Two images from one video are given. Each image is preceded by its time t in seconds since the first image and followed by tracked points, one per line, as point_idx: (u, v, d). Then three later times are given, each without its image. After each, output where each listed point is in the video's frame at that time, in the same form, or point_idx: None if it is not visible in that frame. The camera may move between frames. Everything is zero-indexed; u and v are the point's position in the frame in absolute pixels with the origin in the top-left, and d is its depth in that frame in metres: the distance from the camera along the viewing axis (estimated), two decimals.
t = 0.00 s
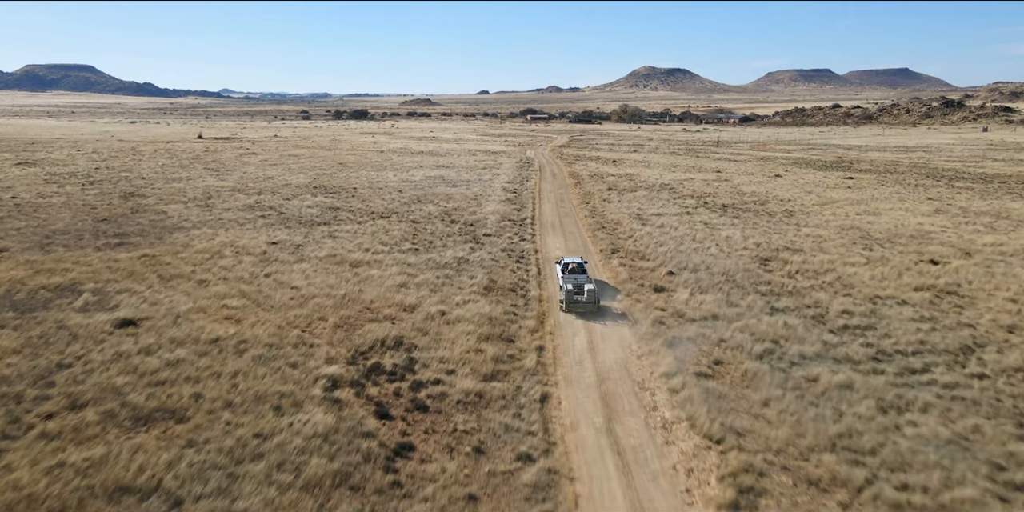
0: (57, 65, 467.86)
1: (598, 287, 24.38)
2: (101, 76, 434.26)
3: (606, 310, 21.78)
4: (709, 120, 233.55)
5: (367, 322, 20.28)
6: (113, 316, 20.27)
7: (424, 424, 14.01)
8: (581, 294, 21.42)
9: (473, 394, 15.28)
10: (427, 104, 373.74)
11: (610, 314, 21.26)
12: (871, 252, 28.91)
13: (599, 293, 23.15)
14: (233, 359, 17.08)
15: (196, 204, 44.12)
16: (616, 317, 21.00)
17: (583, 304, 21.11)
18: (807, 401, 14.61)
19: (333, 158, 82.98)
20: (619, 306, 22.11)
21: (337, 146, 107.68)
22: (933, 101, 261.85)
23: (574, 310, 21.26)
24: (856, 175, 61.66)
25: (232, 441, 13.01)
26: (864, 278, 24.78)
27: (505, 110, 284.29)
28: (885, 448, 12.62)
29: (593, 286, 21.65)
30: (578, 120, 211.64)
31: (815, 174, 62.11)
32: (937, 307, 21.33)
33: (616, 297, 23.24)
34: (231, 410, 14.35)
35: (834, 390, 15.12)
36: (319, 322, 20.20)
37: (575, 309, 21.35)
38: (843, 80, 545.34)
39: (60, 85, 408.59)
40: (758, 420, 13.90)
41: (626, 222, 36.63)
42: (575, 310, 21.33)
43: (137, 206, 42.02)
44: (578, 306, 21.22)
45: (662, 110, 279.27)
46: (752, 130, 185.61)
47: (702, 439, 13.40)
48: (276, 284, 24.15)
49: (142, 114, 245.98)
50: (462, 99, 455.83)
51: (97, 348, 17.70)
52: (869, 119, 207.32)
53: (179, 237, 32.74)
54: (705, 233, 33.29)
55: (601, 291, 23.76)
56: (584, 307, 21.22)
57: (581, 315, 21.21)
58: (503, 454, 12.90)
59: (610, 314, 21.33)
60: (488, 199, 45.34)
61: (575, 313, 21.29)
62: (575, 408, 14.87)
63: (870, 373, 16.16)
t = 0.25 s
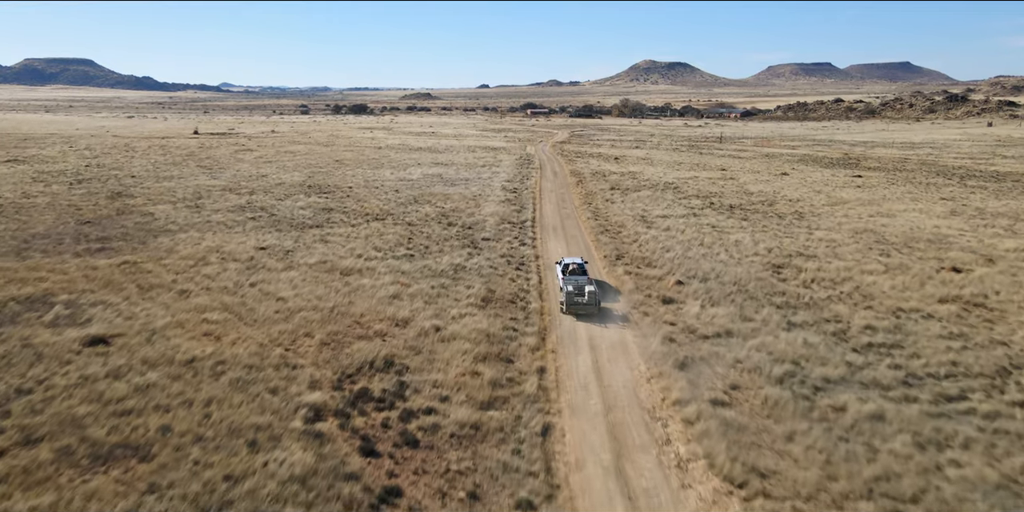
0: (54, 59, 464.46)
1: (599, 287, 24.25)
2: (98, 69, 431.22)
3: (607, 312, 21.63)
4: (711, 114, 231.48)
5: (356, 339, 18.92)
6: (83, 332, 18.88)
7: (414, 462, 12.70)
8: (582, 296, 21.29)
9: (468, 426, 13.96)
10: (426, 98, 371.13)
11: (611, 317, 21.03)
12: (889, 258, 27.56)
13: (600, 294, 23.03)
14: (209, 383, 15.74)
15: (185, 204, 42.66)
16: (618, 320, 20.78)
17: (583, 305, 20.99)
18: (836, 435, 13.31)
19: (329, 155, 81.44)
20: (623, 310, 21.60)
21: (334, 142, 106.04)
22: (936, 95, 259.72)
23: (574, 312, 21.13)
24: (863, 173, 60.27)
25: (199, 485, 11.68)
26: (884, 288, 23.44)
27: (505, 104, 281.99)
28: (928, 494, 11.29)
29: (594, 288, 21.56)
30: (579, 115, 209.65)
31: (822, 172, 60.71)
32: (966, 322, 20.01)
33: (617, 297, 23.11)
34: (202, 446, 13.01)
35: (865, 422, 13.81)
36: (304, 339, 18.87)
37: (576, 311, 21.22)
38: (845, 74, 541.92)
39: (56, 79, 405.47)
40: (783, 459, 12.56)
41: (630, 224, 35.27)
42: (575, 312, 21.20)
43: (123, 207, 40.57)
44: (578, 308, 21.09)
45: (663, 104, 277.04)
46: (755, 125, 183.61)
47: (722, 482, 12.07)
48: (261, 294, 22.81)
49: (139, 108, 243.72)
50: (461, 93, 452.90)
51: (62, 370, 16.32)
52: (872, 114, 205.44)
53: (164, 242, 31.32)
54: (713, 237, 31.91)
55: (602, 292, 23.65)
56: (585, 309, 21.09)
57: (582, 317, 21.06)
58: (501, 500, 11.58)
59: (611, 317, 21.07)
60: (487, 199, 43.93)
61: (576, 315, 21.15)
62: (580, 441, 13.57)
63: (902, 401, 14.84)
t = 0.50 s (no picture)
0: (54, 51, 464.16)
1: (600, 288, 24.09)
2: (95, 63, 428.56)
3: (609, 314, 21.41)
4: (712, 109, 229.49)
5: (344, 359, 17.53)
6: (48, 352, 17.46)
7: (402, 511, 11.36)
8: (583, 298, 21.12)
9: (463, 465, 12.65)
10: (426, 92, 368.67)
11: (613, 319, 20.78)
12: (908, 267, 26.18)
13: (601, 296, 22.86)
14: (179, 414, 14.36)
15: (173, 206, 41.15)
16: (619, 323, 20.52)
17: (583, 307, 20.80)
18: (872, 479, 11.99)
19: (326, 152, 79.83)
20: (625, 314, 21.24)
21: (330, 138, 104.37)
22: (939, 90, 257.95)
23: (575, 314, 20.96)
24: (871, 171, 58.86)
25: None
26: (906, 300, 22.08)
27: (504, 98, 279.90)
28: None
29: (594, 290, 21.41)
30: (579, 109, 207.61)
31: (829, 171, 59.29)
32: (998, 340, 18.66)
33: (618, 299, 22.93)
34: (165, 492, 11.65)
35: (902, 462, 12.48)
36: (287, 359, 17.49)
37: (576, 312, 21.04)
38: (847, 68, 539.00)
39: (53, 73, 402.32)
40: (815, 508, 11.22)
41: (635, 228, 33.89)
42: (575, 314, 21.01)
43: (107, 209, 39.06)
44: (579, 310, 20.90)
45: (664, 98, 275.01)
46: (757, 120, 181.72)
47: None
48: (244, 307, 21.41)
49: (135, 103, 241.20)
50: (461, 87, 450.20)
51: (19, 399, 14.90)
52: (874, 108, 203.57)
53: (147, 247, 29.85)
54: (722, 242, 30.51)
55: (603, 293, 23.50)
56: (586, 311, 20.88)
57: (582, 319, 20.86)
58: None
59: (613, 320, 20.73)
60: (486, 200, 42.51)
61: (576, 317, 20.97)
62: (587, 482, 12.24)
63: (940, 435, 13.50)
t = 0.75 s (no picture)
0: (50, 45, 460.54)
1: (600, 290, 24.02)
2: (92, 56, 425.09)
3: (609, 316, 21.33)
4: (714, 103, 227.27)
5: (329, 384, 16.17)
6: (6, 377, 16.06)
7: None
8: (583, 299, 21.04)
9: None
10: (424, 86, 365.65)
11: (613, 322, 20.65)
12: (930, 276, 24.79)
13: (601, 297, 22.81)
14: (144, 451, 13.01)
15: (160, 207, 39.61)
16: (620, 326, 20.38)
17: (583, 309, 20.73)
18: None
19: (322, 149, 78.15)
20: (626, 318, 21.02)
21: (327, 134, 102.65)
22: (942, 84, 255.50)
23: (575, 316, 20.86)
24: (881, 170, 57.31)
25: None
26: (932, 314, 20.72)
27: (503, 92, 277.20)
28: None
29: (595, 291, 21.38)
30: (580, 104, 205.51)
31: (837, 169, 57.74)
32: None
33: (618, 300, 22.86)
34: None
35: None
36: (269, 384, 16.14)
37: (576, 314, 20.95)
38: (849, 62, 535.08)
39: (50, 67, 399.31)
40: None
41: (640, 232, 32.51)
42: (575, 316, 20.91)
43: (91, 211, 37.60)
44: (579, 311, 20.83)
45: (664, 92, 272.30)
46: (760, 115, 179.80)
47: None
48: (226, 322, 20.04)
49: (132, 97, 238.89)
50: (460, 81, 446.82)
51: None
52: (878, 102, 201.36)
53: (128, 254, 28.39)
54: (732, 248, 29.12)
55: (603, 295, 23.43)
56: (586, 312, 20.79)
57: (584, 327, 20.21)
58: None
59: (613, 324, 20.59)
60: (485, 202, 41.09)
61: (576, 319, 20.87)
62: None
63: (988, 478, 12.14)
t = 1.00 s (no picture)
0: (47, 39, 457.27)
1: (601, 291, 23.77)
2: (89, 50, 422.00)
3: (610, 320, 21.02)
4: (715, 97, 225.32)
5: (312, 415, 14.79)
6: None
7: None
8: (583, 301, 20.76)
9: None
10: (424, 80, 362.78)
11: (614, 326, 20.39)
12: (955, 287, 23.39)
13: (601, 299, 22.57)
14: (100, 499, 11.64)
15: (146, 209, 38.11)
16: (620, 329, 20.13)
17: (583, 311, 20.48)
18: None
19: (317, 146, 76.51)
20: (627, 322, 20.72)
21: (324, 131, 101.06)
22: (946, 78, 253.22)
23: (575, 318, 20.60)
24: (890, 168, 55.82)
25: None
26: (962, 332, 19.35)
27: (503, 86, 274.68)
28: None
29: (595, 293, 21.13)
30: (580, 98, 203.61)
31: (845, 168, 56.25)
32: None
33: (618, 302, 22.54)
34: None
35: None
36: (245, 414, 14.76)
37: (576, 316, 20.69)
38: (851, 56, 531.18)
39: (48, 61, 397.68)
40: None
41: (646, 237, 31.13)
42: (575, 319, 20.62)
43: (74, 214, 36.13)
44: (579, 313, 20.58)
45: (665, 87, 269.83)
46: (762, 110, 177.99)
47: None
48: (203, 341, 18.63)
49: (129, 91, 236.80)
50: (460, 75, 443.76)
51: None
52: (881, 97, 199.25)
53: (106, 262, 26.92)
54: (743, 255, 27.70)
55: (603, 296, 23.18)
56: (586, 314, 20.55)
57: (587, 343, 19.06)
58: None
59: (613, 326, 20.36)
60: (484, 203, 39.64)
61: (576, 321, 20.63)
62: None
63: None
